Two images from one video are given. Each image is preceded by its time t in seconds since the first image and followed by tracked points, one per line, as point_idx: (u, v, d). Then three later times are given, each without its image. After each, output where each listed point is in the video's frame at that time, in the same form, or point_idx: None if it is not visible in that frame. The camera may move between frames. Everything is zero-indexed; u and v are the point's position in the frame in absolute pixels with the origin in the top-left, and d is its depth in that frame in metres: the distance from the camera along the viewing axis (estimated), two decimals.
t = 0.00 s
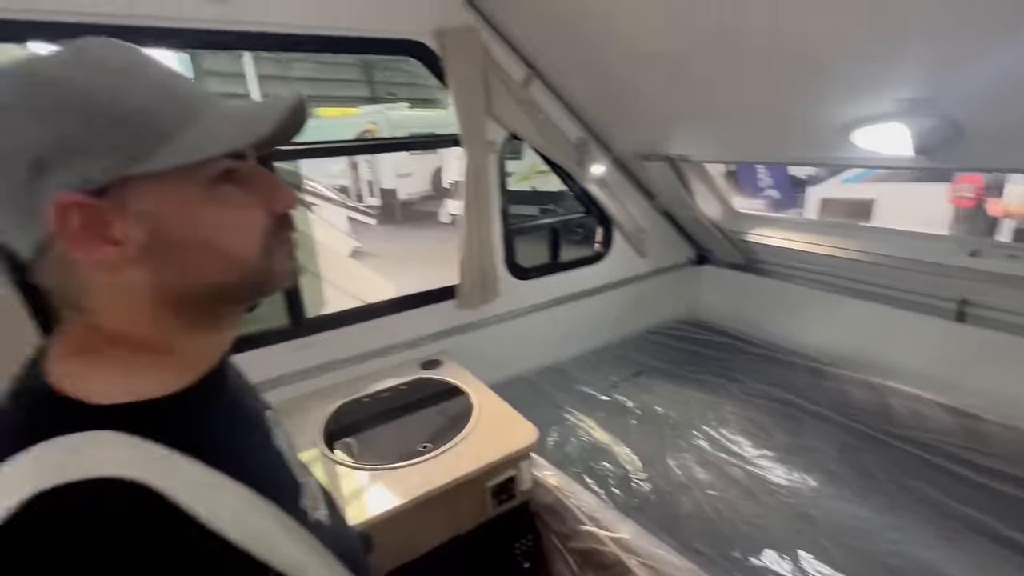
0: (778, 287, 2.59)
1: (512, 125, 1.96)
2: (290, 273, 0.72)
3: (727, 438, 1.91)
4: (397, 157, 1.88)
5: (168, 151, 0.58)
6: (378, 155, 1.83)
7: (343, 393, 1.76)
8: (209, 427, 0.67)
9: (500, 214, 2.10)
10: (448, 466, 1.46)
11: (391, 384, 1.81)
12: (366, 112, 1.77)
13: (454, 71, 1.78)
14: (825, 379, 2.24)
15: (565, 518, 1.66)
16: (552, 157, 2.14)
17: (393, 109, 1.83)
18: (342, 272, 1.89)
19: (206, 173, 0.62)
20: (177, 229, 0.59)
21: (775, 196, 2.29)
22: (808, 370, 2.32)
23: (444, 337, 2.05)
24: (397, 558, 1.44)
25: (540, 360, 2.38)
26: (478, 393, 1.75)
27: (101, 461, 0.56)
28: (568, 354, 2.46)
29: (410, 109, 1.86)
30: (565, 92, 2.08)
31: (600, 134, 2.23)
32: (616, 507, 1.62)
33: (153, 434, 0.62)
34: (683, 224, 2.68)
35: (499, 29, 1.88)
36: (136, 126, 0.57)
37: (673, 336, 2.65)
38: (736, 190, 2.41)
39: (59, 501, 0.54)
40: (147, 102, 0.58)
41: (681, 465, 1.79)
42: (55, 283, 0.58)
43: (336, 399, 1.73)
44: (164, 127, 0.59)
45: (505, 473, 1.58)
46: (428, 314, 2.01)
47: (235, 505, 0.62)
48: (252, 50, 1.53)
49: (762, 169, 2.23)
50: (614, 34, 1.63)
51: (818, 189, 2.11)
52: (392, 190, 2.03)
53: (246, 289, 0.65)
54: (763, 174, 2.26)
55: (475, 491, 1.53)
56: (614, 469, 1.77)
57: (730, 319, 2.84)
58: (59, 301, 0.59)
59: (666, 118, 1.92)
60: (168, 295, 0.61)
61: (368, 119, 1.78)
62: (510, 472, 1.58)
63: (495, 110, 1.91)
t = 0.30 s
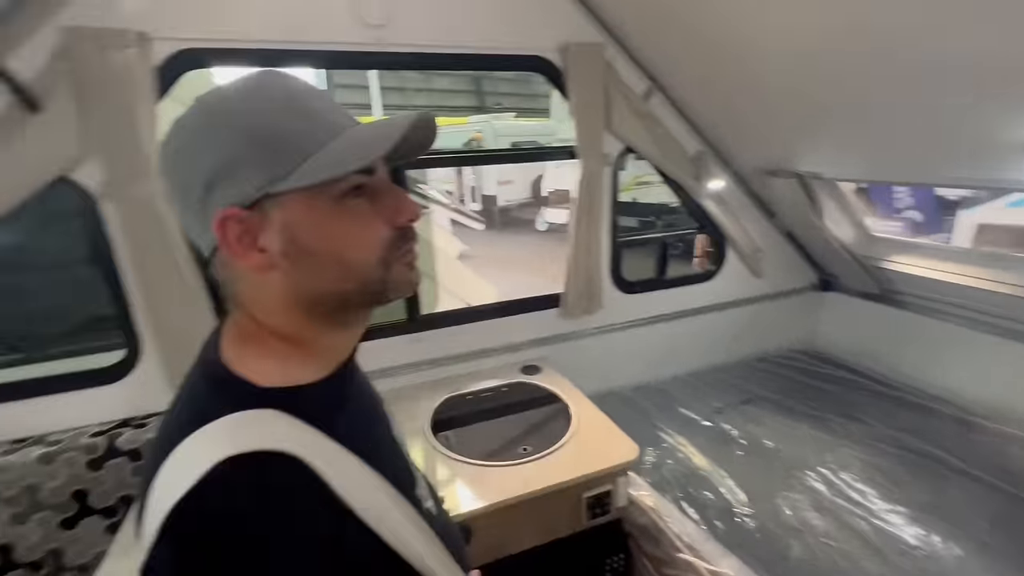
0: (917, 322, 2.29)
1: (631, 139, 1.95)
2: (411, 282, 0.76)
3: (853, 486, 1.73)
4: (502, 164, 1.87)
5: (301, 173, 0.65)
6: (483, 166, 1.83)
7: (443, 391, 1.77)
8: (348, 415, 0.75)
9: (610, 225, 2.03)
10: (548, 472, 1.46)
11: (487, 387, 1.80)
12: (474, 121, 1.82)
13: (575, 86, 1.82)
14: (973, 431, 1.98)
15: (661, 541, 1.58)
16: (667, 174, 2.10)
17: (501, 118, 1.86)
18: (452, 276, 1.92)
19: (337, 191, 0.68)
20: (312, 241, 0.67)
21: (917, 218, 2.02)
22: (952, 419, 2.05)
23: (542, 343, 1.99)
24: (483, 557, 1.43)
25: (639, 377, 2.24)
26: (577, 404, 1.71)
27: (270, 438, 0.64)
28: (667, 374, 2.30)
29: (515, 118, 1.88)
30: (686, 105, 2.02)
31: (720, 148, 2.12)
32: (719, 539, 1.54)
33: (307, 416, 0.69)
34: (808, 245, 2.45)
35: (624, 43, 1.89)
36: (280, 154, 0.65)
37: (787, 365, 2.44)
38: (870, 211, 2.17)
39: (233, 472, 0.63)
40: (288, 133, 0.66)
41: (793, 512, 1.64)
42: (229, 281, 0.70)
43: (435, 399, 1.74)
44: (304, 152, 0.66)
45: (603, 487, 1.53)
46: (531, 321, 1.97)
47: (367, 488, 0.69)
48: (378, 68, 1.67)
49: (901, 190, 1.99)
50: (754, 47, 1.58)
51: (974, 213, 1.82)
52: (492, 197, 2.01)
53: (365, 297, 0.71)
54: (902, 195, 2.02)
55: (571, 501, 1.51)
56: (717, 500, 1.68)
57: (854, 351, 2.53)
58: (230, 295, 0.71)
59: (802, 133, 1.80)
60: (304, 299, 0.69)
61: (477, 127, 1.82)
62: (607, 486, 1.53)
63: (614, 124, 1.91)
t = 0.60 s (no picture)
0: None
1: (751, 133, 1.84)
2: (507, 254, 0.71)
3: (998, 532, 1.52)
4: (597, 159, 1.81)
5: (400, 150, 0.63)
6: (578, 160, 1.80)
7: (535, 378, 1.80)
8: (445, 386, 0.73)
9: (720, 225, 1.93)
10: (647, 470, 1.43)
11: (579, 380, 1.79)
12: (570, 117, 1.78)
13: (693, 77, 1.75)
14: None
15: (762, 563, 1.43)
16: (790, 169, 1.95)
17: (599, 113, 1.80)
18: (553, 272, 1.92)
19: (435, 161, 0.65)
20: (411, 213, 0.65)
21: None
22: None
23: (638, 342, 1.93)
24: (576, 543, 1.42)
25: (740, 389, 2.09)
26: (674, 405, 1.65)
27: (383, 393, 0.63)
28: (774, 387, 2.11)
29: (613, 115, 1.81)
30: (816, 96, 1.85)
31: (852, 142, 1.92)
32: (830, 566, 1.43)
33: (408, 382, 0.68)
34: (956, 255, 2.12)
35: (750, 30, 1.78)
36: (380, 136, 0.64)
37: (920, 390, 2.15)
38: None
39: (351, 422, 0.61)
40: (386, 111, 0.64)
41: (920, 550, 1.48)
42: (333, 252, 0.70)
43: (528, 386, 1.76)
44: (400, 135, 0.64)
45: (700, 494, 1.46)
46: (625, 318, 1.94)
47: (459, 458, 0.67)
48: (478, 62, 1.69)
49: None
50: (908, 40, 1.43)
51: None
52: (585, 194, 1.88)
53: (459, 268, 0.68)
54: None
55: (666, 503, 1.45)
56: (828, 524, 1.56)
57: (1005, 380, 2.13)
58: (333, 265, 0.72)
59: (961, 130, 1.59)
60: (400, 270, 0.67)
61: (573, 123, 1.79)
62: (704, 494, 1.46)
63: (733, 117, 1.82)
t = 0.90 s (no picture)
0: None
1: (829, 142, 1.74)
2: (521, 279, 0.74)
3: None
4: (657, 166, 1.79)
5: (441, 169, 0.66)
6: (637, 166, 1.78)
7: (589, 384, 1.80)
8: (449, 392, 0.74)
9: (791, 236, 1.85)
10: (697, 484, 1.36)
11: (632, 388, 1.77)
12: (632, 122, 1.77)
13: (769, 82, 1.69)
14: None
15: None
16: (870, 181, 1.84)
17: (661, 119, 1.78)
18: (611, 280, 1.96)
19: (465, 184, 0.68)
20: (435, 232, 0.68)
21: None
22: None
23: (698, 352, 1.90)
24: (632, 555, 1.38)
25: (803, 409, 2.00)
26: (733, 421, 1.59)
27: (388, 389, 0.64)
28: (842, 411, 2.02)
29: (677, 121, 1.78)
30: (905, 101, 1.73)
31: (945, 152, 1.79)
32: None
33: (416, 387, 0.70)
34: None
35: (832, 32, 1.70)
36: (422, 155, 0.67)
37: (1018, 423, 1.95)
38: None
39: (356, 415, 0.61)
40: (429, 132, 0.67)
41: None
42: (358, 256, 0.73)
43: (581, 392, 1.76)
44: (437, 152, 0.67)
45: (758, 514, 1.37)
46: (684, 328, 1.91)
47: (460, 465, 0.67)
48: (540, 69, 1.71)
49: None
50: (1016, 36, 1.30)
51: None
52: (644, 200, 1.87)
53: (476, 288, 0.70)
54: None
55: (719, 521, 1.38)
56: (900, 559, 1.42)
57: None
58: (357, 269, 0.75)
59: None
60: (421, 284, 0.70)
61: (633, 129, 1.77)
62: (762, 514, 1.37)
63: (810, 124, 1.73)
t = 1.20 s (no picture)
0: None
1: (894, 144, 1.66)
2: (523, 285, 0.76)
3: None
4: (704, 170, 1.76)
5: (450, 173, 0.68)
6: (682, 171, 1.76)
7: (631, 388, 1.79)
8: (445, 390, 0.74)
9: (847, 242, 1.77)
10: (741, 493, 1.32)
11: (676, 394, 1.75)
12: (677, 125, 1.74)
13: (828, 80, 1.63)
14: None
15: None
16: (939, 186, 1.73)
17: (709, 121, 1.74)
18: (655, 284, 1.92)
19: (472, 191, 0.70)
20: (443, 235, 0.69)
21: None
22: None
23: (746, 360, 1.86)
24: (671, 562, 1.36)
25: (856, 423, 1.92)
26: (781, 431, 1.54)
27: (384, 378, 0.65)
28: (902, 428, 1.92)
29: (725, 123, 1.73)
30: (981, 101, 1.63)
31: None
32: None
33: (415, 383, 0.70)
34: None
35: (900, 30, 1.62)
36: (431, 161, 0.68)
37: None
38: None
39: (352, 400, 0.62)
40: (437, 139, 0.69)
41: None
42: (367, 258, 0.75)
43: (623, 396, 1.75)
44: (446, 161, 0.69)
45: (807, 528, 1.31)
46: (732, 335, 1.86)
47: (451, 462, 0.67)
48: (587, 71, 1.72)
49: None
50: None
51: None
52: (690, 204, 1.82)
53: (480, 293, 0.72)
54: None
55: (765, 532, 1.33)
56: None
57: None
58: (367, 271, 0.76)
59: None
60: (428, 286, 0.71)
61: (680, 130, 1.74)
62: (812, 529, 1.31)
63: (872, 126, 1.66)
